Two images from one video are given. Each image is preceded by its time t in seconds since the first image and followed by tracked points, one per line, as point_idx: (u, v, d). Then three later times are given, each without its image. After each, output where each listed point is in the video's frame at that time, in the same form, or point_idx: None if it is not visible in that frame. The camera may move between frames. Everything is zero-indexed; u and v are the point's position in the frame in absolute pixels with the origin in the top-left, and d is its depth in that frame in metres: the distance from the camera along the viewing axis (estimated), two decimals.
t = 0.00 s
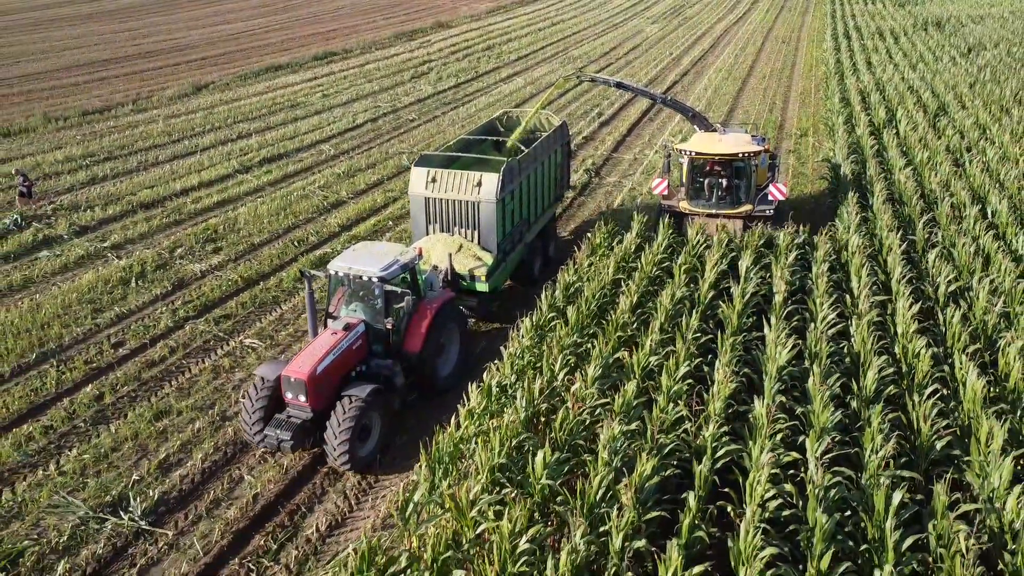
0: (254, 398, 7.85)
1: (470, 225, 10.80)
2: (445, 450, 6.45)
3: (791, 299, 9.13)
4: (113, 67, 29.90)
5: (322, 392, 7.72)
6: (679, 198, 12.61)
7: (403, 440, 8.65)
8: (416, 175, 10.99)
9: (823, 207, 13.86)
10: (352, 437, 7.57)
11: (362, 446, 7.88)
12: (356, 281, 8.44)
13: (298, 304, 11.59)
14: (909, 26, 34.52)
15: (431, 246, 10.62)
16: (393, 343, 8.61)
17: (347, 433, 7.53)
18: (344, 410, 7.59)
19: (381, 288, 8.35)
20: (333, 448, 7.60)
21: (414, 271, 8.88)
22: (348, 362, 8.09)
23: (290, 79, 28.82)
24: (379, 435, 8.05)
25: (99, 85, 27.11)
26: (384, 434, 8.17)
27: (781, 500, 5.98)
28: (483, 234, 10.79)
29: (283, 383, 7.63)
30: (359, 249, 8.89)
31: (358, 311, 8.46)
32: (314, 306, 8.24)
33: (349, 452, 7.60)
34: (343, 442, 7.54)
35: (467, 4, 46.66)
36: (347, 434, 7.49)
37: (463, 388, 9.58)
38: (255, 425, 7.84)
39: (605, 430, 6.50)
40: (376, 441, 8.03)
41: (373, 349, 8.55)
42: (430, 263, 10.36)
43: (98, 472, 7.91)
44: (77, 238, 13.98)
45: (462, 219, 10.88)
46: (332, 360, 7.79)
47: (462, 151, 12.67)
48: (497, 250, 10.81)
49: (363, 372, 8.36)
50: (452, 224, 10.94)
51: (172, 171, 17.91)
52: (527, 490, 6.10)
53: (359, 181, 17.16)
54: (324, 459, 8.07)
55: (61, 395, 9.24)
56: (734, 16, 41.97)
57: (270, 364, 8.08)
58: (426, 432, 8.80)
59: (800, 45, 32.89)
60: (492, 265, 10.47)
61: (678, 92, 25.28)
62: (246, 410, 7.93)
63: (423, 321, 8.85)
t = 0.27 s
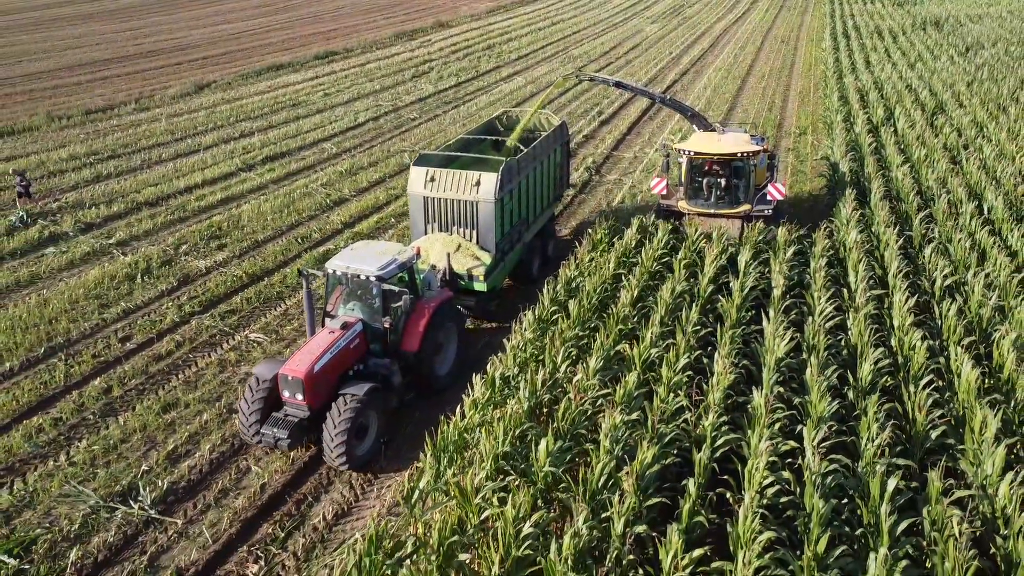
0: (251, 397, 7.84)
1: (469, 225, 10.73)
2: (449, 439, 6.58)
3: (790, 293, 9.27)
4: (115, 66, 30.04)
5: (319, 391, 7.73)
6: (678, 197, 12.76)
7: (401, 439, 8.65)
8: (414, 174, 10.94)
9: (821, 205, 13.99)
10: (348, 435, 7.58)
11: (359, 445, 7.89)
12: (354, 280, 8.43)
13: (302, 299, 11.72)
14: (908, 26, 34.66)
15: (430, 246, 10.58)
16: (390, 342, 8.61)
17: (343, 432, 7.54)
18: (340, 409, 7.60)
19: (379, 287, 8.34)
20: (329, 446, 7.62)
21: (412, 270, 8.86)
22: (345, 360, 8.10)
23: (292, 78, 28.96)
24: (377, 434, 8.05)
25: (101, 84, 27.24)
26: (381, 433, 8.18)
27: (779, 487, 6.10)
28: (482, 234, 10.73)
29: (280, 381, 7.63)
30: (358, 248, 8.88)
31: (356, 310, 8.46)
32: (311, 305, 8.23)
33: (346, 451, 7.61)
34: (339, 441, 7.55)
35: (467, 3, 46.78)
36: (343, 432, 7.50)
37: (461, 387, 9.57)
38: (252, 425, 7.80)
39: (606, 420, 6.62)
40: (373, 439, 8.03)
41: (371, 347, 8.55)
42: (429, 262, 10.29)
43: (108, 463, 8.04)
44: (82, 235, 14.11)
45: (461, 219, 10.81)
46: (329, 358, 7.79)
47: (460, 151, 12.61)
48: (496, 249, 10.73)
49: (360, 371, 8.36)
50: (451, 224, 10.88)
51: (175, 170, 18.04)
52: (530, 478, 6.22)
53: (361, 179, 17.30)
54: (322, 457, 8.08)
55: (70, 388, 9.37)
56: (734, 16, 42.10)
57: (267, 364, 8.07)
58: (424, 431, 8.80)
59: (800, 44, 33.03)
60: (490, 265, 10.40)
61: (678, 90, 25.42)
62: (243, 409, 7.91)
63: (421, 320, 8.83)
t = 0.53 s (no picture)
0: (248, 396, 7.84)
1: (465, 224, 10.68)
2: (453, 430, 6.69)
3: (788, 289, 9.39)
4: (117, 66, 30.16)
5: (315, 391, 7.69)
6: (676, 197, 12.76)
7: (398, 438, 8.62)
8: (411, 174, 10.92)
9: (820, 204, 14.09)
10: (344, 435, 7.56)
11: (355, 444, 7.87)
12: (350, 280, 8.40)
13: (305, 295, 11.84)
14: (906, 26, 34.80)
15: (427, 246, 10.53)
16: (387, 341, 8.58)
17: (340, 431, 7.52)
18: (337, 409, 7.56)
19: (375, 287, 8.32)
20: (325, 447, 7.59)
21: (408, 269, 8.83)
22: (342, 360, 8.06)
23: (293, 77, 29.08)
24: (374, 433, 8.04)
25: (103, 84, 27.35)
26: (379, 432, 8.16)
27: (776, 476, 6.22)
28: (479, 233, 10.67)
29: (276, 382, 7.60)
30: (353, 248, 8.84)
31: (352, 310, 8.44)
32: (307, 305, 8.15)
33: (342, 450, 7.58)
34: (336, 440, 7.53)
35: (467, 3, 46.88)
36: (339, 432, 7.48)
37: (459, 388, 9.54)
38: (248, 423, 7.82)
39: (607, 411, 6.74)
40: (370, 439, 8.00)
41: (367, 348, 8.51)
42: (426, 262, 10.25)
43: (116, 455, 8.16)
44: (87, 233, 14.23)
45: (458, 219, 10.76)
46: (325, 358, 7.76)
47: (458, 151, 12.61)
48: (493, 249, 10.68)
49: (356, 372, 8.33)
50: (448, 224, 10.83)
51: (178, 168, 18.16)
52: (533, 467, 6.34)
53: (363, 177, 17.41)
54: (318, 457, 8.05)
55: (77, 382, 9.49)
56: (734, 15, 42.21)
57: (264, 364, 8.05)
58: (420, 432, 8.77)
59: (799, 44, 33.14)
60: (487, 265, 10.35)
61: (678, 89, 25.54)
62: (239, 408, 7.90)
63: (418, 320, 8.79)
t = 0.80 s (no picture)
0: (243, 396, 7.85)
1: (462, 224, 10.64)
2: (456, 420, 6.80)
3: (785, 284, 9.50)
4: (118, 65, 30.26)
5: (310, 390, 7.70)
6: (674, 197, 12.73)
7: (394, 438, 8.64)
8: (408, 173, 10.87)
9: (818, 201, 14.21)
10: (340, 435, 7.57)
11: (351, 444, 7.88)
12: (346, 280, 8.39)
13: (308, 291, 11.95)
14: (905, 25, 34.90)
15: (423, 246, 10.49)
16: (382, 341, 8.60)
17: (335, 431, 7.53)
18: (332, 409, 7.57)
19: (370, 287, 8.30)
20: (321, 447, 7.60)
21: (404, 269, 8.82)
22: (337, 360, 8.07)
23: (294, 76, 29.19)
24: (369, 433, 8.05)
25: (105, 83, 27.45)
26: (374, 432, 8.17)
27: (774, 465, 6.33)
28: (476, 232, 10.62)
29: (271, 382, 7.61)
30: (350, 248, 8.83)
31: (348, 310, 8.44)
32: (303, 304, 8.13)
33: (338, 451, 7.59)
34: (331, 441, 7.54)
35: (467, 3, 47.01)
36: (335, 432, 7.49)
37: (454, 387, 9.57)
38: (243, 424, 7.81)
39: (607, 402, 6.84)
40: (366, 438, 8.01)
41: (363, 348, 8.52)
42: (422, 262, 10.22)
43: (123, 447, 8.27)
44: (91, 230, 14.35)
45: (455, 218, 10.71)
46: (320, 358, 7.77)
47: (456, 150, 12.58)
48: (490, 249, 10.65)
49: (352, 371, 8.34)
50: (445, 223, 10.78)
51: (181, 166, 18.26)
52: (534, 457, 6.45)
53: (364, 175, 17.52)
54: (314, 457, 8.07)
55: (82, 376, 9.60)
56: (733, 15, 42.33)
57: (260, 364, 8.07)
58: (416, 431, 8.78)
59: (798, 43, 33.26)
60: (484, 265, 10.29)
61: (677, 88, 25.66)
62: (235, 408, 7.92)
63: (414, 320, 8.81)
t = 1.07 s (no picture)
0: (240, 397, 7.79)
1: (461, 224, 10.68)
2: (460, 412, 6.90)
3: (786, 280, 9.60)
4: (122, 64, 30.39)
5: (307, 390, 7.67)
6: (674, 197, 12.81)
7: (392, 439, 8.60)
8: (407, 173, 10.92)
9: (818, 201, 14.30)
10: (337, 436, 7.52)
11: (348, 445, 7.84)
12: (344, 280, 8.41)
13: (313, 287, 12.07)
14: (907, 24, 34.97)
15: (422, 246, 10.54)
16: (380, 342, 8.57)
17: (332, 432, 7.48)
18: (329, 410, 7.53)
19: (368, 286, 8.31)
20: (318, 448, 7.56)
21: (402, 270, 8.85)
22: (335, 361, 8.05)
23: (297, 75, 29.31)
24: (367, 434, 8.01)
25: (109, 82, 27.57)
26: (372, 433, 8.13)
27: (774, 456, 6.43)
28: (475, 233, 10.66)
29: (268, 383, 7.59)
30: (347, 249, 8.85)
31: (345, 310, 8.44)
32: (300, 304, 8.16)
33: (335, 451, 7.54)
34: (328, 441, 7.49)
35: (470, 3, 47.10)
36: (332, 433, 7.44)
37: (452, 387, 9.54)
38: (240, 426, 7.75)
39: (609, 395, 6.94)
40: (363, 439, 7.98)
41: (361, 348, 8.51)
42: (421, 262, 10.26)
43: (132, 439, 8.39)
44: (97, 227, 14.48)
45: (453, 219, 10.75)
46: (317, 359, 7.76)
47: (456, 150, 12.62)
48: (489, 249, 10.69)
49: (349, 372, 8.34)
50: (444, 223, 10.82)
51: (186, 164, 18.39)
52: (538, 448, 6.55)
53: (368, 173, 17.64)
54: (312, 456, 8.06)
55: (91, 370, 9.72)
56: (735, 15, 42.42)
57: (257, 364, 8.05)
58: (413, 432, 8.74)
59: (800, 43, 33.34)
60: (482, 265, 10.35)
61: (679, 88, 25.76)
62: (231, 409, 7.86)
63: (412, 319, 8.79)
